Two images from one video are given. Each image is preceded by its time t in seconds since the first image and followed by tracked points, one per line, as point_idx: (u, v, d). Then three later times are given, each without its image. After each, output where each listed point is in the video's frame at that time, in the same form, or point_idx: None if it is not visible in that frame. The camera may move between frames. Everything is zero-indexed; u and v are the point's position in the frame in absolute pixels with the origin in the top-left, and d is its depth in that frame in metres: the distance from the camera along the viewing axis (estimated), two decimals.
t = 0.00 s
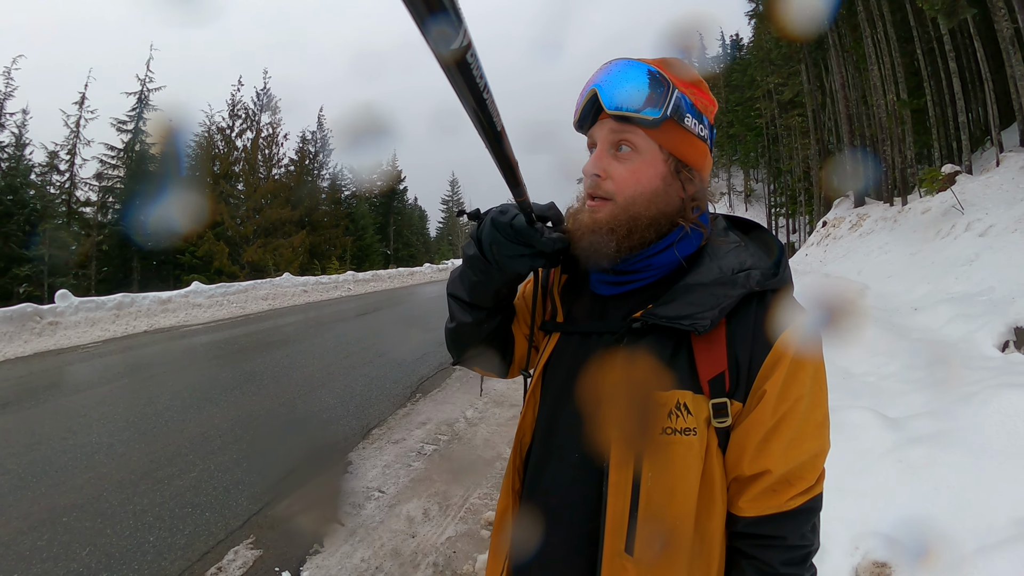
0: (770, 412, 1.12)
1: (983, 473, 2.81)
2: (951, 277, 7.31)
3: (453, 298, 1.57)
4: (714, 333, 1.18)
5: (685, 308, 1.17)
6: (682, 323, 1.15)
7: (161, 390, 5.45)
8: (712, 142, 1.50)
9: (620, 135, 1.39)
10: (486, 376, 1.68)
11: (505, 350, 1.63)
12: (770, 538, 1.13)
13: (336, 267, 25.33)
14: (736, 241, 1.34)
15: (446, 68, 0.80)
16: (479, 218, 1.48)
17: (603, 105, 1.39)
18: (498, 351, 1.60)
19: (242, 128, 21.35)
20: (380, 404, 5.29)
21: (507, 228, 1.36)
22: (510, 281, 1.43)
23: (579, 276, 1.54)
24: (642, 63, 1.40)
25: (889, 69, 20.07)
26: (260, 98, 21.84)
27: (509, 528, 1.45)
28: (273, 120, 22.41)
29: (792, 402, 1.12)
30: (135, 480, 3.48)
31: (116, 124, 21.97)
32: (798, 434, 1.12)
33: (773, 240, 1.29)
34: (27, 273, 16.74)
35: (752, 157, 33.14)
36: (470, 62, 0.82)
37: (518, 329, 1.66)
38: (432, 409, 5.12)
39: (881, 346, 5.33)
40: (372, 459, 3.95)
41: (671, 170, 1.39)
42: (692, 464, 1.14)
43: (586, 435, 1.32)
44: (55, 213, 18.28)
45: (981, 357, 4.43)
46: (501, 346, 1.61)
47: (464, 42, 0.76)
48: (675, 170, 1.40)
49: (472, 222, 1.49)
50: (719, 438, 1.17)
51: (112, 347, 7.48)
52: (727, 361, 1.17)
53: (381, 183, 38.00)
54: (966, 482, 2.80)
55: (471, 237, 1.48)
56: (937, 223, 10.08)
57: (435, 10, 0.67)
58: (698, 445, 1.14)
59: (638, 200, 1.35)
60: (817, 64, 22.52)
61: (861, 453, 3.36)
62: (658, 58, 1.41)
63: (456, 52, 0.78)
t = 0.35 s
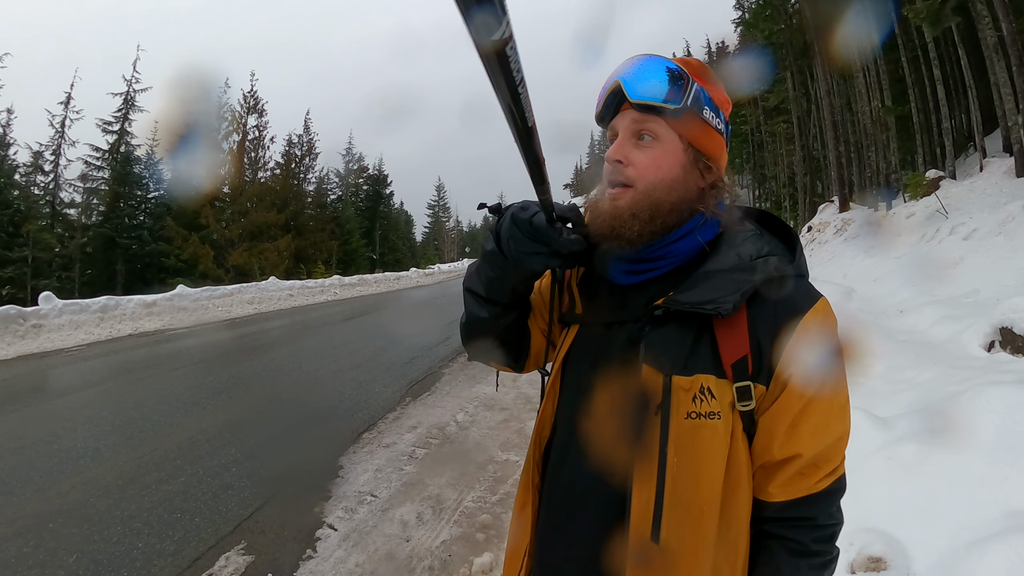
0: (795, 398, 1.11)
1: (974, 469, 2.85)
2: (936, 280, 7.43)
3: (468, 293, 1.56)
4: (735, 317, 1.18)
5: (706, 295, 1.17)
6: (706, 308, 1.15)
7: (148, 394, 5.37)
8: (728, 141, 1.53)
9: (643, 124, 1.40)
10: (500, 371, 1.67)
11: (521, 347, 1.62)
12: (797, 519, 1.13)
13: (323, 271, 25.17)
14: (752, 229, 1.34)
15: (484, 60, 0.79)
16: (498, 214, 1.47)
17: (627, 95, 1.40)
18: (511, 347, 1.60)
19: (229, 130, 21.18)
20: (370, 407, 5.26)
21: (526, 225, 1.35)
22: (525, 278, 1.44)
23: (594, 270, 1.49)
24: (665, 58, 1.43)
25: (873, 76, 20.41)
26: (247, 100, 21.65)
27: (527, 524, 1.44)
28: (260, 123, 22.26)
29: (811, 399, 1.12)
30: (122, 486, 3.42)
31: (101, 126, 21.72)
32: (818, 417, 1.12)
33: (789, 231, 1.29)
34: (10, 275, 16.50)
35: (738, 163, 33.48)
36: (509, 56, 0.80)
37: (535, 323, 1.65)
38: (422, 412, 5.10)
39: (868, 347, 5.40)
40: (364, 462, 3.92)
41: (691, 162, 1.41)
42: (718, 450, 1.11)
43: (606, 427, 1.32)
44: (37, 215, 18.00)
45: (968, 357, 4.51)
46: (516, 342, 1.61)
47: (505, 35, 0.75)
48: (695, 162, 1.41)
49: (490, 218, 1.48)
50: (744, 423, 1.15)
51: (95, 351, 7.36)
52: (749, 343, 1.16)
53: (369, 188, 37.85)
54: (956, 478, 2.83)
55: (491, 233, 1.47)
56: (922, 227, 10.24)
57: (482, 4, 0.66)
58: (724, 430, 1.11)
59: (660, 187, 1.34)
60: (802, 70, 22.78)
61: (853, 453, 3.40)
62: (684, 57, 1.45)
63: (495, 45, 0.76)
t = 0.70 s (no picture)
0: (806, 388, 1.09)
1: (968, 466, 2.87)
2: (930, 278, 7.48)
3: (465, 292, 1.56)
4: (738, 297, 1.17)
5: (708, 276, 1.18)
6: (708, 287, 1.16)
7: (143, 392, 5.35)
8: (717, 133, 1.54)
9: (642, 131, 1.39)
10: (500, 370, 1.65)
11: (520, 344, 1.61)
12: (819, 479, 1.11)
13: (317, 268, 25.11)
14: (750, 219, 1.34)
15: (481, 58, 0.80)
16: (493, 213, 1.47)
17: (621, 105, 1.39)
18: (509, 347, 1.58)
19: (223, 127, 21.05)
20: (367, 404, 5.25)
21: (523, 223, 1.36)
22: (522, 276, 1.44)
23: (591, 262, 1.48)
24: (649, 61, 1.41)
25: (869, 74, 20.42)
26: (242, 96, 21.52)
27: (526, 520, 1.45)
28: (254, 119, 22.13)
29: (811, 402, 1.09)
30: (117, 485, 3.41)
31: (95, 123, 21.62)
32: (823, 403, 1.09)
33: (786, 220, 1.30)
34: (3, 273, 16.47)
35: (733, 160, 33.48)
36: (504, 54, 0.81)
37: (533, 321, 1.63)
38: (418, 410, 5.09)
39: (863, 343, 5.42)
40: (359, 460, 3.91)
41: (691, 160, 1.42)
42: (725, 428, 1.10)
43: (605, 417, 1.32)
44: (30, 212, 17.91)
45: (963, 354, 4.54)
46: (514, 341, 1.59)
47: (500, 32, 0.76)
48: (694, 160, 1.43)
49: (487, 217, 1.48)
50: (752, 405, 1.13)
51: (89, 349, 7.33)
52: (753, 324, 1.15)
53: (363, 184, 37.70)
54: (951, 474, 2.86)
55: (487, 231, 1.47)
56: (917, 224, 10.29)
57: None
58: (731, 411, 1.10)
59: (667, 189, 1.37)
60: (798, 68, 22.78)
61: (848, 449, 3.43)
62: (666, 56, 1.43)
63: (489, 42, 0.78)
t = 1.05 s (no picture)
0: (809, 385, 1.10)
1: (959, 465, 2.90)
2: (925, 273, 7.51)
3: (450, 304, 1.62)
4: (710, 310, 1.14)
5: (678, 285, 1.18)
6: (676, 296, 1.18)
7: (137, 387, 5.33)
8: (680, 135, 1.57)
9: (622, 145, 1.37)
10: (486, 381, 1.68)
11: (503, 354, 1.63)
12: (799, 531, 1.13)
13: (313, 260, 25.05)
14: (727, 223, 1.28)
15: (453, 70, 0.74)
16: (475, 225, 1.55)
17: (602, 121, 1.36)
18: (495, 356, 1.62)
19: (217, 118, 20.86)
20: (360, 398, 5.25)
21: (504, 233, 1.44)
22: (505, 286, 1.51)
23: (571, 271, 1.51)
24: (615, 74, 1.39)
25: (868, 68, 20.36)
26: (236, 87, 21.29)
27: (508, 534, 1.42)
28: (248, 110, 21.93)
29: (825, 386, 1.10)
30: (111, 481, 3.41)
31: (88, 114, 21.44)
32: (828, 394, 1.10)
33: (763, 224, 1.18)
34: None
35: (730, 152, 33.42)
36: (479, 66, 0.76)
37: (516, 329, 1.67)
38: (411, 403, 5.09)
39: (857, 338, 5.44)
40: (352, 454, 3.92)
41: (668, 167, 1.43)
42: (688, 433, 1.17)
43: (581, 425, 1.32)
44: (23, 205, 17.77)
45: (957, 351, 4.56)
46: (499, 350, 1.62)
47: (474, 43, 0.70)
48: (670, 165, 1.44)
49: (470, 230, 1.56)
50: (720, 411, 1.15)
51: (83, 343, 7.29)
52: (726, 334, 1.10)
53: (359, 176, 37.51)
54: (941, 474, 2.88)
55: (469, 244, 1.55)
56: (913, 219, 10.30)
57: (449, 10, 0.61)
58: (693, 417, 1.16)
59: (656, 199, 1.36)
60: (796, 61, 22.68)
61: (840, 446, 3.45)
62: (626, 66, 1.43)
63: (465, 53, 0.72)
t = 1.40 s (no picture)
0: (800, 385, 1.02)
1: (945, 455, 2.97)
2: (911, 264, 7.61)
3: (453, 306, 1.61)
4: (715, 305, 1.16)
5: (683, 282, 1.19)
6: (683, 295, 1.16)
7: (123, 379, 5.27)
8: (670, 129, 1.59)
9: (611, 150, 1.39)
10: (492, 380, 1.69)
11: (508, 353, 1.65)
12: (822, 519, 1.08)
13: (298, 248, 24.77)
14: (728, 220, 1.32)
15: (458, 71, 0.73)
16: (476, 226, 1.56)
17: (590, 128, 1.36)
18: (498, 356, 1.62)
19: (200, 105, 20.44)
20: (347, 387, 5.23)
21: (505, 234, 1.44)
22: (507, 288, 1.50)
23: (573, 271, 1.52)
24: (600, 75, 1.38)
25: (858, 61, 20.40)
26: (220, 73, 20.84)
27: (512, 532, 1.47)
28: (232, 96, 21.51)
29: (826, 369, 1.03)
30: (99, 477, 3.37)
31: (69, 101, 20.98)
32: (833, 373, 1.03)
33: (766, 215, 1.25)
34: None
35: (717, 141, 33.46)
36: (484, 66, 0.76)
37: (521, 329, 1.67)
38: (400, 392, 5.09)
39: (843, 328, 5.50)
40: (341, 444, 3.92)
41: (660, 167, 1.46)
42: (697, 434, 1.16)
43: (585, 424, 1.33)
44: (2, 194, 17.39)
45: (943, 342, 4.63)
46: (503, 350, 1.63)
47: (478, 43, 0.70)
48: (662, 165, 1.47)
49: (470, 230, 1.56)
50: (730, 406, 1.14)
51: (67, 335, 7.17)
52: (731, 328, 1.13)
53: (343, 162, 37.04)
54: (928, 463, 2.95)
55: (470, 245, 1.55)
56: (900, 211, 10.41)
57: (455, 11, 0.61)
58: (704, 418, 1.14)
59: (650, 201, 1.39)
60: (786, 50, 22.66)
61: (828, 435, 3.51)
62: (609, 64, 1.41)
63: (469, 55, 0.72)
